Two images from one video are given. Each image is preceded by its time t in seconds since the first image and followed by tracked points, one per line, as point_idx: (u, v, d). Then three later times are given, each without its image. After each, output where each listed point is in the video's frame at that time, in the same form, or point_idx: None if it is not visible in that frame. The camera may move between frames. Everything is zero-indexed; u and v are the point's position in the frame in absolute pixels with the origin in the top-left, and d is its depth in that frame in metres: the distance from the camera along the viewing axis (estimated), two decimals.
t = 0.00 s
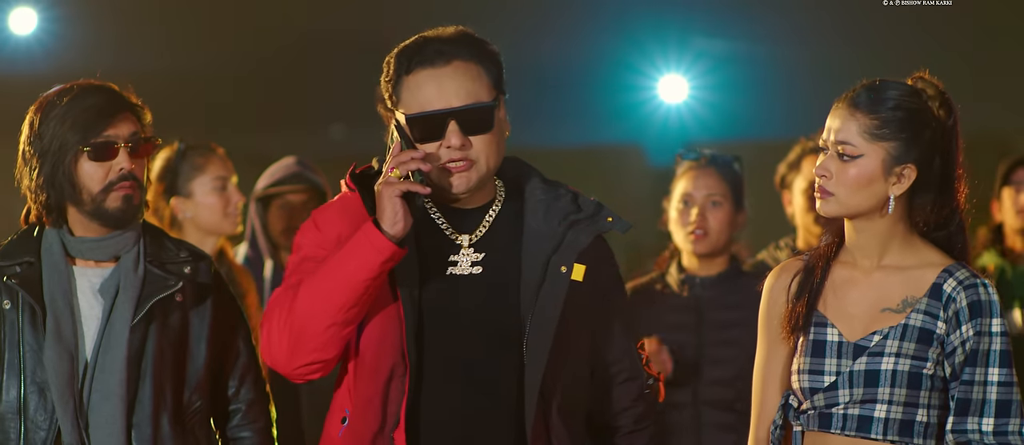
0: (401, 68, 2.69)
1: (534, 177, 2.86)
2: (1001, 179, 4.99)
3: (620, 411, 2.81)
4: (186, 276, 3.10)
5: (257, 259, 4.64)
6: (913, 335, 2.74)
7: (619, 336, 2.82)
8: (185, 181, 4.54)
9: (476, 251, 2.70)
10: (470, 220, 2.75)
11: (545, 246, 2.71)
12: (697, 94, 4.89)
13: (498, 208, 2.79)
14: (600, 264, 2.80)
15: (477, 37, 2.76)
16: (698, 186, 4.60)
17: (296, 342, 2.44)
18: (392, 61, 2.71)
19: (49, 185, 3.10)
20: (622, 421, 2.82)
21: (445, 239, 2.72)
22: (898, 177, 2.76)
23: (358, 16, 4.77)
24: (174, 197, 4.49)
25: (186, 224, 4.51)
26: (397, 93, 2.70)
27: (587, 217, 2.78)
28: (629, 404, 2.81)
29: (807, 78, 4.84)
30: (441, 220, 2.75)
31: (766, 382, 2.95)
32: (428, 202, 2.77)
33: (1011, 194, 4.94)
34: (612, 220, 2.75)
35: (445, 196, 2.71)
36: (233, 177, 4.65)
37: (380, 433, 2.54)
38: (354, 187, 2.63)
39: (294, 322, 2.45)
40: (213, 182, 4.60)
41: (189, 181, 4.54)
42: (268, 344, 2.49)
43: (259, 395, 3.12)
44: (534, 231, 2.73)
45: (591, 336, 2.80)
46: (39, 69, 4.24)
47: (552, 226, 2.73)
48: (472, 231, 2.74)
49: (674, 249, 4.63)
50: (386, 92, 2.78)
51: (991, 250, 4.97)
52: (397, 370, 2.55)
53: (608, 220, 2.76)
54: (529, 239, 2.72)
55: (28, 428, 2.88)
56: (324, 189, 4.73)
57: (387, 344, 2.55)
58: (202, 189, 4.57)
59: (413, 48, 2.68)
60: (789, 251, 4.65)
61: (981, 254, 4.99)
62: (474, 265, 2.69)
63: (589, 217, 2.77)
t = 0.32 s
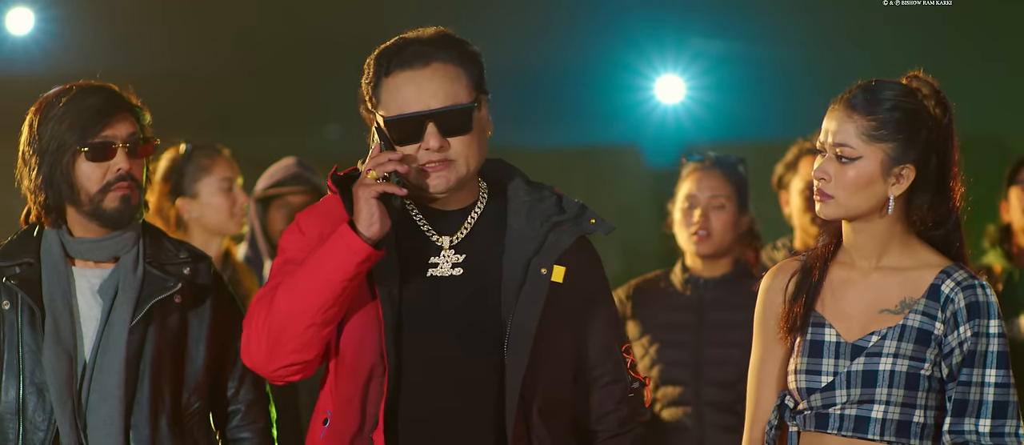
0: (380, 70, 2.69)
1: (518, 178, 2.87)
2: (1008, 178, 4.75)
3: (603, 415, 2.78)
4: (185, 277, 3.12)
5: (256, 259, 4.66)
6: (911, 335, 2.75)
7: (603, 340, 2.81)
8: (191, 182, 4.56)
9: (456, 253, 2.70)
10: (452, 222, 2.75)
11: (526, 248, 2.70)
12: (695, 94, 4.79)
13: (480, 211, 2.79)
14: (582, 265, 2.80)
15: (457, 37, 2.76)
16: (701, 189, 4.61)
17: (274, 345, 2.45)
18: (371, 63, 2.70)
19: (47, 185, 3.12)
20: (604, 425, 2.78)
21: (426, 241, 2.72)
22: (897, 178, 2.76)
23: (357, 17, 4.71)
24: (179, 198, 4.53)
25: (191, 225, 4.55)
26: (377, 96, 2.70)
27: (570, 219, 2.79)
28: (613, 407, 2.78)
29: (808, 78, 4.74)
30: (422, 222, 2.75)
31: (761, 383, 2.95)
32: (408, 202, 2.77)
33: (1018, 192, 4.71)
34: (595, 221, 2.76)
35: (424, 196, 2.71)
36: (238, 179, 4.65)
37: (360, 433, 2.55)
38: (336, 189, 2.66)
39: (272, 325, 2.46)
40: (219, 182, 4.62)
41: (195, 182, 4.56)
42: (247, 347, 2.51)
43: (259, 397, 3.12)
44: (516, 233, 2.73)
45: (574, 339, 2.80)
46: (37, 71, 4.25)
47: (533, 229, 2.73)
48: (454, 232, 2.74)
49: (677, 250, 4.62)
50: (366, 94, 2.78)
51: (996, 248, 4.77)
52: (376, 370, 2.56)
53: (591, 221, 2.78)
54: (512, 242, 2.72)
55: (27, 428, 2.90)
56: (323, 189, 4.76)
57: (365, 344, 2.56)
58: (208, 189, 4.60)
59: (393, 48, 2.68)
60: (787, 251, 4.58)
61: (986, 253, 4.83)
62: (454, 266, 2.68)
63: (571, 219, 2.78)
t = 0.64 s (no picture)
0: (371, 70, 2.76)
1: (516, 172, 2.83)
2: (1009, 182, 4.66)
3: (598, 407, 2.69)
4: (180, 280, 3.11)
5: (251, 261, 4.69)
6: (907, 338, 2.76)
7: (601, 331, 2.70)
8: (191, 187, 4.69)
9: (450, 251, 2.72)
10: (446, 221, 2.77)
11: (514, 243, 2.68)
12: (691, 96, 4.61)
13: (479, 206, 2.79)
14: (575, 259, 2.72)
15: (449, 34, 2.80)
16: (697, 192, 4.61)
17: (267, 348, 2.60)
18: (364, 64, 2.78)
19: (43, 188, 3.12)
20: (599, 413, 2.68)
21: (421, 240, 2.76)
22: (893, 180, 2.77)
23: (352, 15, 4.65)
24: (177, 201, 4.67)
25: (189, 228, 4.68)
26: (370, 95, 2.77)
27: (564, 212, 2.73)
28: (609, 396, 2.68)
29: (805, 81, 4.59)
30: (420, 223, 2.79)
31: (754, 388, 2.96)
32: (408, 205, 2.83)
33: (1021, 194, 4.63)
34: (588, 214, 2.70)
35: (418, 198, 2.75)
36: (238, 184, 4.72)
37: (350, 431, 2.64)
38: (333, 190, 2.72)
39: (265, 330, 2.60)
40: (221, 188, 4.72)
41: (195, 186, 4.68)
42: (247, 354, 2.67)
43: (254, 400, 3.15)
44: (507, 229, 2.71)
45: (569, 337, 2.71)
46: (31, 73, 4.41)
47: (522, 224, 2.71)
48: (448, 231, 2.76)
49: (676, 253, 4.62)
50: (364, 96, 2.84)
51: (998, 250, 4.68)
52: (364, 370, 2.65)
53: (585, 213, 2.72)
54: (503, 238, 2.70)
55: (22, 431, 2.90)
56: (318, 193, 4.70)
57: (354, 343, 2.65)
58: (209, 193, 4.71)
59: (382, 48, 2.74)
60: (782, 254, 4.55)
61: (987, 255, 4.68)
62: (447, 264, 2.70)
63: (564, 212, 2.72)
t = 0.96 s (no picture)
0: (378, 74, 2.80)
1: (524, 176, 2.90)
2: (1005, 184, 4.50)
3: (600, 409, 2.67)
4: (175, 283, 3.12)
5: (246, 264, 4.61)
6: (901, 341, 2.76)
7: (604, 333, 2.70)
8: (184, 190, 4.58)
9: (456, 254, 2.75)
10: (452, 223, 2.82)
11: (519, 247, 2.69)
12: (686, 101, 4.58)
13: (486, 209, 2.84)
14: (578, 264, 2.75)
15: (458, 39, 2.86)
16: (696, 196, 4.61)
17: (272, 352, 2.59)
18: (371, 69, 2.83)
19: (38, 190, 3.14)
20: (600, 414, 2.66)
21: (428, 243, 2.80)
22: (887, 184, 2.78)
23: (352, 16, 4.68)
24: (172, 203, 4.56)
25: (183, 233, 4.58)
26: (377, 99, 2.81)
27: (569, 215, 2.77)
28: (611, 397, 2.66)
29: (800, 85, 4.56)
30: (426, 226, 2.84)
31: (747, 392, 2.97)
32: (415, 209, 2.89)
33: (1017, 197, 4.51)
34: (593, 217, 2.77)
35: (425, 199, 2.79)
36: (231, 187, 4.61)
37: (356, 435, 2.63)
38: (339, 192, 2.74)
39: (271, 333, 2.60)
40: (215, 192, 4.59)
41: (188, 190, 4.57)
42: (252, 357, 2.66)
43: (248, 402, 3.15)
44: (512, 233, 2.73)
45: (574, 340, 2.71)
46: (27, 75, 4.46)
47: (527, 228, 2.73)
48: (454, 234, 2.80)
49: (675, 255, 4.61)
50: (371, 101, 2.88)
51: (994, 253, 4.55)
52: (371, 373, 2.65)
53: (591, 218, 2.78)
54: (509, 241, 2.72)
55: (16, 434, 2.89)
56: (312, 198, 4.63)
57: (360, 347, 2.67)
58: (206, 196, 4.60)
59: (388, 52, 2.79)
60: (776, 257, 4.52)
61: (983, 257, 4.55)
62: (453, 267, 2.73)
63: (570, 215, 2.77)
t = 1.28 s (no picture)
0: (385, 74, 2.78)
1: (527, 179, 2.92)
2: (993, 186, 4.50)
3: (618, 416, 2.72)
4: (170, 285, 3.12)
5: (241, 266, 4.61)
6: (895, 342, 2.78)
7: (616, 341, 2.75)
8: (178, 190, 4.55)
9: (462, 257, 2.74)
10: (458, 227, 2.81)
11: (529, 251, 2.71)
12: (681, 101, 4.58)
13: (490, 213, 2.84)
14: (590, 270, 2.79)
15: (464, 40, 2.85)
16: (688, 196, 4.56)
17: (279, 350, 2.57)
18: (377, 68, 2.80)
19: (34, 191, 3.16)
20: (617, 426, 2.72)
21: (433, 245, 2.79)
22: (882, 186, 2.79)
23: (347, 13, 4.65)
24: (165, 204, 4.52)
25: (175, 233, 4.55)
26: (383, 99, 2.79)
27: (577, 220, 2.81)
28: (626, 409, 2.72)
29: (795, 87, 4.57)
30: (431, 228, 2.82)
31: (738, 392, 2.96)
32: (419, 210, 2.87)
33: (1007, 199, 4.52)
34: (601, 223, 2.78)
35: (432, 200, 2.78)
36: (224, 187, 4.61)
37: (366, 436, 2.64)
38: (343, 192, 2.74)
39: (277, 332, 2.58)
40: (209, 192, 4.59)
41: (182, 190, 4.55)
42: (254, 355, 2.64)
43: (243, 404, 3.15)
44: (520, 237, 2.75)
45: (583, 346, 2.75)
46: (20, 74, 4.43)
47: (538, 231, 2.75)
48: (461, 237, 2.79)
49: (665, 255, 4.58)
50: (376, 100, 2.87)
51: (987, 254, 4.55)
52: (380, 374, 2.65)
53: (599, 223, 2.80)
54: (517, 244, 2.74)
55: (11, 435, 2.91)
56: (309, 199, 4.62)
57: (371, 348, 2.66)
58: (200, 196, 4.59)
59: (396, 52, 2.77)
60: (770, 258, 4.47)
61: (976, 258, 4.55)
62: (459, 270, 2.73)
63: (578, 220, 2.80)
